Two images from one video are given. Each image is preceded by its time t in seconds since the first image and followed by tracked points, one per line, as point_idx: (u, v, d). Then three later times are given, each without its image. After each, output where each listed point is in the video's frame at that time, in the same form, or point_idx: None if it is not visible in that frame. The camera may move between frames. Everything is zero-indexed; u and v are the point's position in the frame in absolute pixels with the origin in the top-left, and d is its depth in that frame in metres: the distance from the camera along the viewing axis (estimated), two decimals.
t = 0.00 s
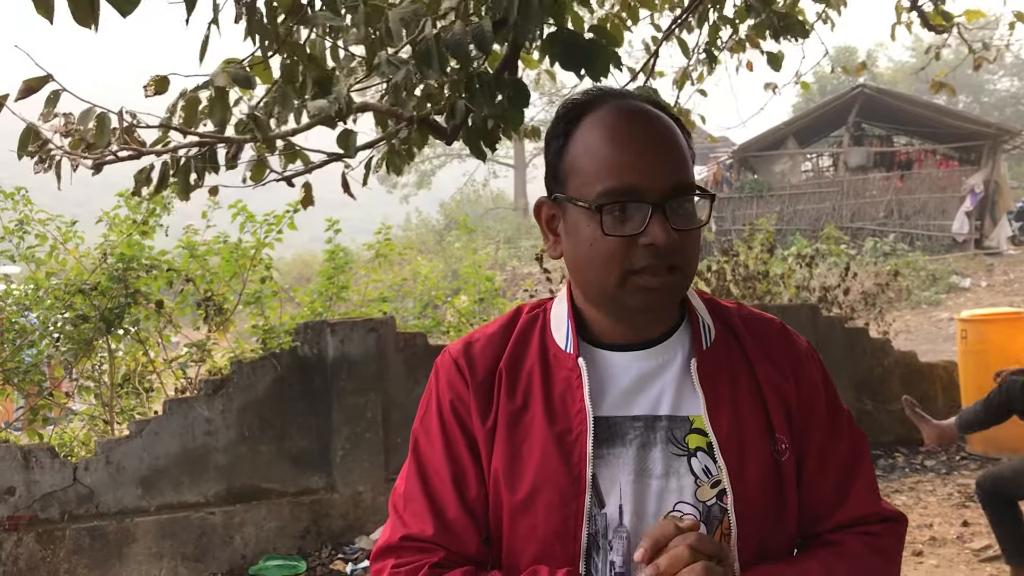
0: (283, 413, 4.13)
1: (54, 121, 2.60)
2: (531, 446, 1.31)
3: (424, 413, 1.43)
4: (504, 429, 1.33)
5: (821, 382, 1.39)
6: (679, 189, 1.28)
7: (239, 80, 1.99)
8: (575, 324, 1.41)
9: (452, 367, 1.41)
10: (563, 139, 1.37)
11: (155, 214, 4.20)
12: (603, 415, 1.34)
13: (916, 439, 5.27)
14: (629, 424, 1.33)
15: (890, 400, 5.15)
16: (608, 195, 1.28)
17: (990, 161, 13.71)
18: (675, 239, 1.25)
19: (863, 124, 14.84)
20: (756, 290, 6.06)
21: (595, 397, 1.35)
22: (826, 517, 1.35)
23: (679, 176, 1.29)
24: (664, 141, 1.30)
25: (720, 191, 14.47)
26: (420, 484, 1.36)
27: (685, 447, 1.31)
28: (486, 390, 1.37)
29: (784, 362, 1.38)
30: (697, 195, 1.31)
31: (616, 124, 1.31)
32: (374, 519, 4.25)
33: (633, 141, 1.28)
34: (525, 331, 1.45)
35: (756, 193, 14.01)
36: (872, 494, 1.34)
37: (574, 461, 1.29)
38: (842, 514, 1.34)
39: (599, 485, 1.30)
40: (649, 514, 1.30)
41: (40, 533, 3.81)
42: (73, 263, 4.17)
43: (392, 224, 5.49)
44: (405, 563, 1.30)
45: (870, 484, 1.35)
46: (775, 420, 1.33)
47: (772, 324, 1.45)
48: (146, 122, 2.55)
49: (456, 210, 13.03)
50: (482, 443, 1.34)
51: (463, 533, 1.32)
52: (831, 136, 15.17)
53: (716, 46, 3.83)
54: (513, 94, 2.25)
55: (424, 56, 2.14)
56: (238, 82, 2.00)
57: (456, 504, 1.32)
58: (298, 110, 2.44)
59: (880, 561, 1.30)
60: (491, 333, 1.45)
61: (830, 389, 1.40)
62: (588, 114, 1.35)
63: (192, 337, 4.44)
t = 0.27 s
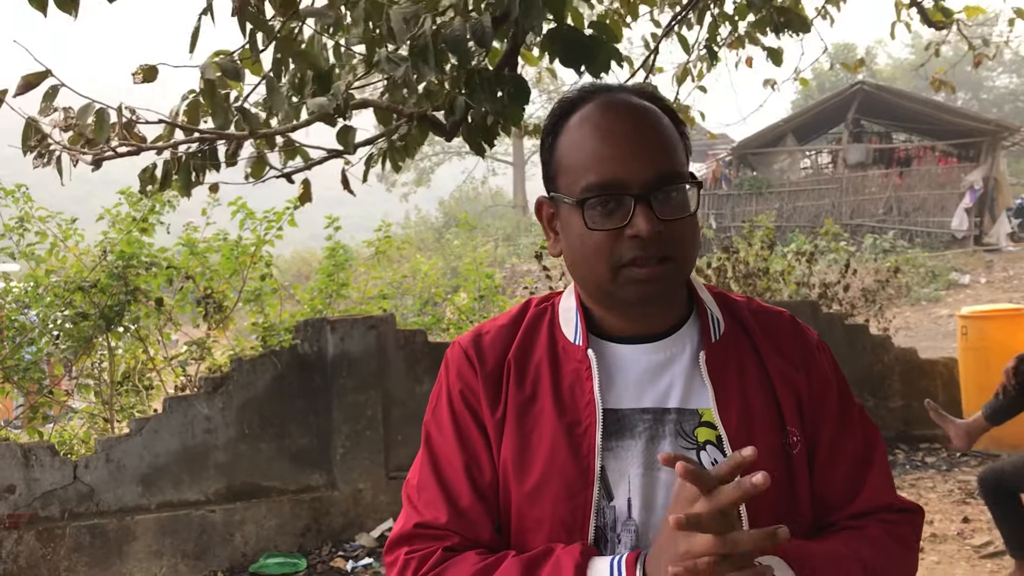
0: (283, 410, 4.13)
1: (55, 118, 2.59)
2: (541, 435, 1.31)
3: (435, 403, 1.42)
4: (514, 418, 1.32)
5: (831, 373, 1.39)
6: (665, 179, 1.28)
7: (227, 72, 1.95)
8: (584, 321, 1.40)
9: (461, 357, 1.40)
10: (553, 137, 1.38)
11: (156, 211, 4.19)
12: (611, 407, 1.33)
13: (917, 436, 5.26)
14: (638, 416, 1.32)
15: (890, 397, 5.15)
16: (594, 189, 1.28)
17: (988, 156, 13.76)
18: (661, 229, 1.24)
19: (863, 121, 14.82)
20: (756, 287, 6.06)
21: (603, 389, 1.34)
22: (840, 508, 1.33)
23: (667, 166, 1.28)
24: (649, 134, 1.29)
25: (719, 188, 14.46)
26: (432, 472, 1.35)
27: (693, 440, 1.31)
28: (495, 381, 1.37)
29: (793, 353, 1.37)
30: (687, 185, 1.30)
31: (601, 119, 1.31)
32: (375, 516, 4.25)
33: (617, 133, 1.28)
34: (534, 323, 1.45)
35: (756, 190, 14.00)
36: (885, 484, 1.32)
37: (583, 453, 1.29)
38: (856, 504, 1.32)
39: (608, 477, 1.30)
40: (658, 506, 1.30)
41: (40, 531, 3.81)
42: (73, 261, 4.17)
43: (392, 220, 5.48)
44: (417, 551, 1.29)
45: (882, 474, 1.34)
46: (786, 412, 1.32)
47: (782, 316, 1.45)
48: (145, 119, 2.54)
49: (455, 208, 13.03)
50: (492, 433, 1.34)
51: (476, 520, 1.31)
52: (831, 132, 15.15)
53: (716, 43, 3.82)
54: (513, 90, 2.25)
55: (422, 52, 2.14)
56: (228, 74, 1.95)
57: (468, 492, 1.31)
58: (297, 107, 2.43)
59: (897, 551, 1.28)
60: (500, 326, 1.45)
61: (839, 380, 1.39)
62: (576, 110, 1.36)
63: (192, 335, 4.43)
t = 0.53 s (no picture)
0: (283, 408, 4.12)
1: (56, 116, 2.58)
2: (546, 436, 1.31)
3: (441, 404, 1.42)
4: (520, 418, 1.32)
5: (838, 372, 1.38)
6: (661, 177, 1.27)
7: (222, 69, 1.93)
8: (588, 318, 1.40)
9: (467, 358, 1.40)
10: (552, 138, 1.39)
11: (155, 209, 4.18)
12: (617, 407, 1.33)
13: (916, 435, 5.26)
14: (643, 416, 1.33)
15: (889, 396, 5.15)
16: (589, 189, 1.28)
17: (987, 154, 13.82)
18: (656, 228, 1.24)
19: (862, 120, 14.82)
20: (755, 286, 6.06)
21: (609, 389, 1.35)
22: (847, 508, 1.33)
23: (663, 164, 1.28)
24: (645, 132, 1.29)
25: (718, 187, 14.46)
26: (440, 474, 1.35)
27: (700, 440, 1.31)
28: (501, 381, 1.36)
29: (799, 352, 1.36)
30: (686, 183, 1.29)
31: (597, 118, 1.31)
32: (374, 515, 4.25)
33: (612, 133, 1.28)
34: (539, 324, 1.44)
35: (754, 188, 14.01)
36: (893, 484, 1.32)
37: (589, 454, 1.28)
38: (863, 504, 1.31)
39: (614, 476, 1.31)
40: (665, 506, 1.30)
41: (39, 529, 3.80)
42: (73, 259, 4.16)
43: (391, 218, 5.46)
44: (425, 553, 1.29)
45: (890, 474, 1.33)
46: (792, 411, 1.31)
47: (788, 315, 1.43)
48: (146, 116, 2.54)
49: (454, 206, 13.02)
50: (498, 433, 1.33)
51: (484, 522, 1.30)
52: (830, 131, 15.15)
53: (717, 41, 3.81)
54: (515, 89, 2.24)
55: (423, 50, 2.12)
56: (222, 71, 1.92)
57: (475, 494, 1.31)
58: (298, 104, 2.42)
59: (903, 551, 1.28)
60: (505, 326, 1.44)
61: (846, 379, 1.38)
62: (574, 110, 1.36)
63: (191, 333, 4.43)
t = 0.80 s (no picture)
0: (277, 406, 4.12)
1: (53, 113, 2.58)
2: (543, 433, 1.31)
3: (439, 402, 1.43)
4: (517, 416, 1.33)
5: (832, 372, 1.39)
6: (658, 174, 1.28)
7: (219, 67, 1.93)
8: (585, 316, 1.41)
9: (464, 356, 1.41)
10: (549, 137, 1.39)
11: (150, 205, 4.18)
12: (613, 404, 1.34)
13: (908, 435, 5.29)
14: (640, 413, 1.33)
15: (882, 396, 5.18)
16: (586, 187, 1.29)
17: (981, 157, 13.88)
18: (653, 225, 1.25)
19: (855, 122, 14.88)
20: (749, 286, 6.09)
21: (605, 387, 1.35)
22: (841, 506, 1.34)
23: (660, 163, 1.29)
24: (641, 131, 1.30)
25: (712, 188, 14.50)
26: (437, 471, 1.35)
27: (696, 437, 1.32)
28: (499, 379, 1.37)
29: (794, 351, 1.38)
30: (681, 181, 1.31)
31: (593, 117, 1.32)
32: (368, 513, 4.26)
33: (610, 131, 1.29)
34: (536, 322, 1.45)
35: (748, 190, 14.05)
36: (886, 483, 1.33)
37: (586, 451, 1.29)
38: (857, 503, 1.33)
39: (610, 474, 1.31)
40: (660, 503, 1.31)
41: (32, 526, 3.79)
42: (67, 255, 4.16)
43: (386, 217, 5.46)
44: (422, 550, 1.30)
45: (883, 473, 1.34)
46: (787, 410, 1.33)
47: (783, 314, 1.45)
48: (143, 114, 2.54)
49: (448, 205, 13.02)
50: (495, 431, 1.34)
51: (480, 519, 1.31)
52: (823, 133, 15.22)
53: (713, 42, 3.82)
54: (510, 88, 2.26)
55: (420, 48, 2.12)
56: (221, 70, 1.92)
57: (472, 491, 1.32)
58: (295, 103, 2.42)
59: (896, 548, 1.30)
60: (502, 324, 1.45)
61: (840, 379, 1.40)
62: (570, 110, 1.37)
63: (185, 331, 4.43)
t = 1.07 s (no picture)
0: (267, 405, 4.11)
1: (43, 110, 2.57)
2: (542, 433, 1.31)
3: (435, 402, 1.42)
4: (515, 416, 1.32)
5: (827, 372, 1.41)
6: (678, 182, 1.28)
7: (212, 62, 1.91)
8: (583, 315, 1.40)
9: (461, 356, 1.40)
10: (568, 132, 1.39)
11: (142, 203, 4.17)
12: (612, 404, 1.33)
13: (897, 437, 5.33)
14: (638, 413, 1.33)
15: (871, 399, 5.21)
16: (605, 186, 1.29)
17: (969, 161, 13.98)
18: (669, 231, 1.25)
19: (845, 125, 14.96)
20: (739, 288, 6.11)
21: (604, 387, 1.35)
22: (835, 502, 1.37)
23: (681, 170, 1.29)
24: (662, 134, 1.30)
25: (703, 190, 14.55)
26: (433, 471, 1.35)
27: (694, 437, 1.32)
28: (496, 379, 1.37)
29: (790, 352, 1.39)
30: (700, 190, 1.31)
31: (616, 116, 1.31)
32: (358, 513, 4.26)
33: (635, 134, 1.29)
34: (534, 321, 1.45)
35: (739, 192, 14.11)
36: (880, 481, 1.35)
37: (585, 450, 1.29)
38: (851, 500, 1.35)
39: (609, 473, 1.31)
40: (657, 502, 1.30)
41: (19, 525, 3.76)
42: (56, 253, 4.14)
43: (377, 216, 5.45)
44: (420, 550, 1.30)
45: (878, 471, 1.36)
46: (783, 410, 1.34)
47: (779, 316, 1.46)
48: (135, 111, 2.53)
49: (439, 205, 13.02)
50: (493, 431, 1.34)
51: (478, 519, 1.31)
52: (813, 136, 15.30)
53: (706, 44, 3.84)
54: (504, 88, 2.26)
55: (414, 46, 2.12)
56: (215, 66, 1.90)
57: (469, 491, 1.32)
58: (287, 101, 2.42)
59: (891, 544, 1.32)
60: (499, 323, 1.45)
61: (835, 378, 1.41)
62: (594, 106, 1.36)
63: (175, 329, 4.43)
